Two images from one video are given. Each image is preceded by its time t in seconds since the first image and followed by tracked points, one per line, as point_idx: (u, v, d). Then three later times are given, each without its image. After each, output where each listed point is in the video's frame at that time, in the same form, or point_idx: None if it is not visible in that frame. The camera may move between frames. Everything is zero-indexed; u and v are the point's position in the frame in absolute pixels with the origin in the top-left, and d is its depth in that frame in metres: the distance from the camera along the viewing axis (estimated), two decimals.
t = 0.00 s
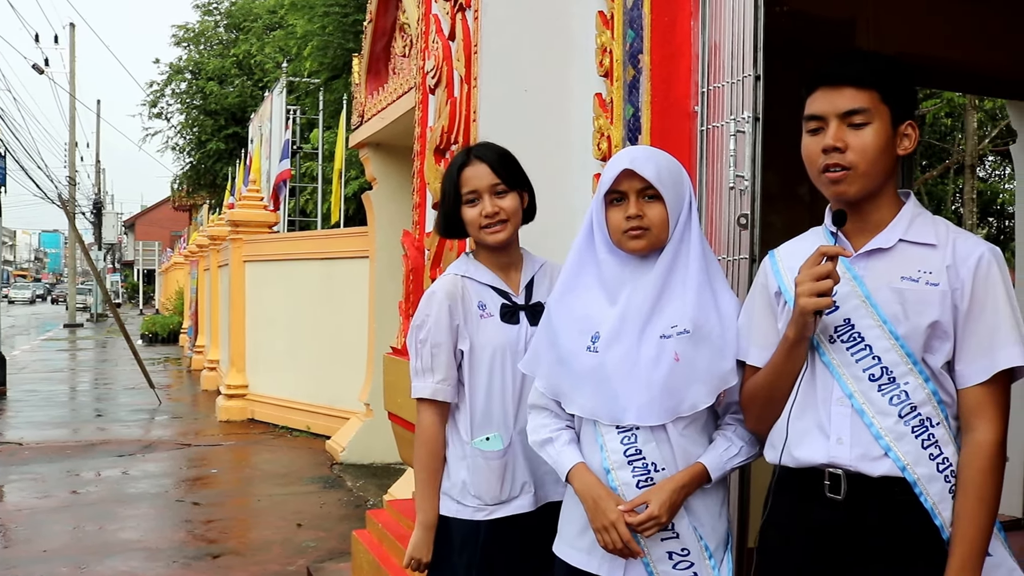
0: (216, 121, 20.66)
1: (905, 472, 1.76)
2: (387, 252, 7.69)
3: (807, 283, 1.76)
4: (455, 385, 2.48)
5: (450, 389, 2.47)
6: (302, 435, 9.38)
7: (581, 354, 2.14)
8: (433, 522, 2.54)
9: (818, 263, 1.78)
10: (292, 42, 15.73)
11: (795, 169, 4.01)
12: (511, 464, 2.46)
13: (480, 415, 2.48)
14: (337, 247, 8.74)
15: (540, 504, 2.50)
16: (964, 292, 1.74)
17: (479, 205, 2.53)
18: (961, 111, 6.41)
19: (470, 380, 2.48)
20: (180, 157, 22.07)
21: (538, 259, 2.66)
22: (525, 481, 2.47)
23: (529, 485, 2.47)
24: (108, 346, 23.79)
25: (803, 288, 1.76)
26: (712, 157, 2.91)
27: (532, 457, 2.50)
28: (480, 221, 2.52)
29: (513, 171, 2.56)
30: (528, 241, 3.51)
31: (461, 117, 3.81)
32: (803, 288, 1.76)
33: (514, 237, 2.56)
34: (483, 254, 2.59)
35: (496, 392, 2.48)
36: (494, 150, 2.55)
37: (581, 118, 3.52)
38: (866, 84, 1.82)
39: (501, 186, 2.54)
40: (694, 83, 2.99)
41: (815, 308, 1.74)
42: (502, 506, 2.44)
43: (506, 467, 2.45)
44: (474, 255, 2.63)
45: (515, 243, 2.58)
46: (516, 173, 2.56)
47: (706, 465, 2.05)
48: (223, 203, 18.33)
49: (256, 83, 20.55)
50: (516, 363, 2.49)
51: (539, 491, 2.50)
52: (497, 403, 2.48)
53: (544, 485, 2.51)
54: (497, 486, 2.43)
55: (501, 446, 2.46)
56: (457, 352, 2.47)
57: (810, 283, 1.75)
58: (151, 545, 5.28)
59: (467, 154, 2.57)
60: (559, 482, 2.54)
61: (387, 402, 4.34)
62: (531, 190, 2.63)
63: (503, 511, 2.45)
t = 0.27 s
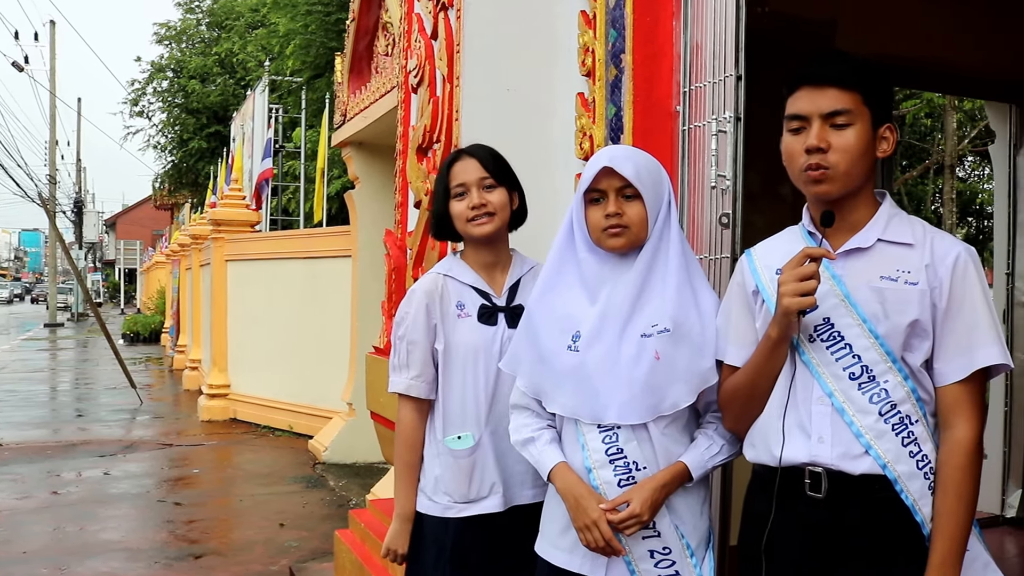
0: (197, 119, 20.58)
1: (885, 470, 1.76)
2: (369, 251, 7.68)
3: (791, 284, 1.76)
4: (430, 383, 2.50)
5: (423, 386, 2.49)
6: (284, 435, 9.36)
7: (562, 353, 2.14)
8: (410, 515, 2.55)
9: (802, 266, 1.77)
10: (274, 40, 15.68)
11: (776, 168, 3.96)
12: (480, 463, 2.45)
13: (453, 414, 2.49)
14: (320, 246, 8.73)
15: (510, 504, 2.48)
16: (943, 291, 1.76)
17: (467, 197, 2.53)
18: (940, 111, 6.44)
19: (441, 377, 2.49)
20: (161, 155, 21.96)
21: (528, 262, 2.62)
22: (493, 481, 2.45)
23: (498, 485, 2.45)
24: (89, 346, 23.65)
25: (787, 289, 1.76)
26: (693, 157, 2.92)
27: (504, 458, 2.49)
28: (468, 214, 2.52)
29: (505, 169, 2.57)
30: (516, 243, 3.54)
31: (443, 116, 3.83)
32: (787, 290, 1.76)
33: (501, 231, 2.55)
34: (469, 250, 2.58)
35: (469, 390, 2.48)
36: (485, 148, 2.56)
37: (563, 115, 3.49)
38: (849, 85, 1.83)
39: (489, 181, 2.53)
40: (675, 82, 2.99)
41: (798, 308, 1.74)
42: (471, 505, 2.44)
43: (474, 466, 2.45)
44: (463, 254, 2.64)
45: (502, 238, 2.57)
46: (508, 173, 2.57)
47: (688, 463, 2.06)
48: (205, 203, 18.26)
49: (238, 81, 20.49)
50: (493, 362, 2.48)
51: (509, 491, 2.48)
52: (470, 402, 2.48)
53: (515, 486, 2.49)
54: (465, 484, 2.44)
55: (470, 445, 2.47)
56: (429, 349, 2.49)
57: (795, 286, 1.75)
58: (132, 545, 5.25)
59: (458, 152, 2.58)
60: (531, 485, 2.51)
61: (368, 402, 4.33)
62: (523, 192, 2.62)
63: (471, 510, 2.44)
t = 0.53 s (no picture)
0: (177, 118, 20.46)
1: (863, 468, 1.78)
2: (350, 250, 7.65)
3: (773, 286, 1.76)
4: (399, 380, 2.56)
5: (393, 383, 2.55)
6: (264, 434, 9.32)
7: (541, 353, 2.15)
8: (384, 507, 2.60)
9: (783, 265, 1.78)
10: (254, 39, 15.62)
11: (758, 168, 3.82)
12: (435, 462, 2.47)
13: (414, 413, 2.52)
14: (300, 246, 8.70)
15: (466, 505, 2.46)
16: (920, 290, 1.78)
17: (454, 195, 2.52)
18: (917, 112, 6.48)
19: (408, 376, 2.52)
20: (139, 154, 21.83)
21: (511, 267, 2.59)
22: (446, 482, 2.45)
23: (451, 486, 2.45)
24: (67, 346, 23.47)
25: (768, 289, 1.76)
26: (672, 156, 2.93)
27: (461, 458, 2.47)
28: (453, 212, 2.51)
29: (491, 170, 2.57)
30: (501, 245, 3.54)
31: (424, 116, 3.84)
32: (770, 290, 1.76)
33: (484, 231, 2.54)
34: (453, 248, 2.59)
35: (431, 391, 2.49)
36: (473, 151, 2.57)
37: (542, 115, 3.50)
38: (829, 87, 1.82)
39: (476, 180, 2.53)
40: (655, 83, 3.00)
41: (779, 308, 1.74)
42: (426, 503, 2.46)
43: (430, 464, 2.47)
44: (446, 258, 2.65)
45: (484, 239, 2.56)
46: (497, 176, 2.57)
47: (666, 462, 2.07)
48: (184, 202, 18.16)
49: (217, 80, 20.40)
50: (454, 365, 2.47)
51: (464, 493, 2.46)
52: (431, 403, 2.49)
53: (470, 488, 2.46)
54: (421, 481, 2.47)
55: (427, 443, 2.49)
56: (398, 348, 2.54)
57: (778, 287, 1.75)
58: (111, 546, 5.22)
59: (446, 153, 2.59)
60: (488, 487, 2.47)
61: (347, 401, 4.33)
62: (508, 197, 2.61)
63: (426, 508, 2.46)
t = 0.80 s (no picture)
0: (154, 116, 20.34)
1: (838, 466, 1.79)
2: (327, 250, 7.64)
3: (749, 286, 1.76)
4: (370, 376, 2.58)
5: (365, 379, 2.58)
6: (241, 434, 9.28)
7: (518, 353, 2.15)
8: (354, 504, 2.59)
9: (757, 264, 1.79)
10: (231, 37, 15.56)
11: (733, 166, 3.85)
12: (406, 457, 2.46)
13: (384, 408, 2.51)
14: (278, 245, 8.68)
15: (438, 500, 2.46)
16: (893, 289, 1.79)
17: (430, 201, 2.52)
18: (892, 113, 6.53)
19: (378, 371, 2.52)
20: (116, 153, 21.71)
21: (481, 266, 2.59)
22: (417, 477, 2.44)
23: (422, 481, 2.44)
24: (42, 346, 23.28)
25: (745, 290, 1.76)
26: (648, 156, 2.93)
27: (430, 454, 2.47)
28: (429, 218, 2.51)
29: (464, 171, 2.55)
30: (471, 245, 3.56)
31: (401, 114, 3.85)
32: (746, 291, 1.76)
33: (458, 238, 2.55)
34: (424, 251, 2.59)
35: (401, 387, 2.48)
36: (447, 151, 2.55)
37: (519, 115, 3.51)
38: (807, 87, 1.83)
39: (452, 185, 2.52)
40: (632, 82, 3.00)
41: (757, 308, 1.75)
42: (397, 498, 2.46)
43: (401, 460, 2.46)
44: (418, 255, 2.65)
45: (457, 244, 2.57)
46: (470, 178, 2.57)
47: (642, 462, 2.07)
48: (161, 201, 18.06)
49: (195, 79, 20.31)
50: (424, 361, 2.46)
51: (436, 487, 2.46)
52: (401, 400, 2.49)
53: (442, 482, 2.46)
54: (391, 477, 2.46)
55: (399, 437, 2.48)
56: (369, 343, 2.55)
57: (754, 286, 1.75)
58: (86, 547, 5.19)
59: (421, 153, 2.57)
60: (458, 482, 2.47)
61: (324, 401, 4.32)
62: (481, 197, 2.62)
63: (397, 503, 2.46)
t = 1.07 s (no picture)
0: (128, 115, 20.21)
1: (810, 465, 1.80)
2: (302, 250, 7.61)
3: (722, 285, 1.76)
4: (351, 372, 2.47)
5: (345, 375, 2.47)
6: (217, 434, 9.23)
7: (494, 353, 2.15)
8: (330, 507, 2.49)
9: (728, 263, 1.79)
10: (206, 36, 15.48)
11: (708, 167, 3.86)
12: (403, 454, 2.43)
13: (374, 405, 2.46)
14: (253, 244, 8.65)
15: (431, 494, 2.47)
16: (864, 289, 1.80)
17: (399, 198, 2.49)
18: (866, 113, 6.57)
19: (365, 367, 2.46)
20: (90, 151, 21.56)
21: (455, 260, 2.61)
22: (415, 472, 2.42)
23: (420, 476, 2.43)
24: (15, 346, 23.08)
25: (717, 289, 1.77)
26: (623, 155, 2.94)
27: (425, 449, 2.47)
28: (400, 215, 2.48)
29: (433, 167, 2.53)
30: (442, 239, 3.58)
31: (375, 114, 3.90)
32: (718, 290, 1.76)
33: (429, 233, 2.53)
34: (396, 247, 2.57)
35: (391, 385, 2.45)
36: (417, 147, 2.53)
37: (492, 116, 3.47)
38: (774, 88, 1.84)
39: (422, 181, 2.51)
40: (607, 82, 3.01)
41: (730, 307, 1.75)
42: (392, 495, 2.42)
43: (397, 457, 2.42)
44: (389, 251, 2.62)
45: (429, 239, 2.55)
46: (439, 170, 2.54)
47: (619, 461, 2.07)
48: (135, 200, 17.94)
49: (169, 77, 20.18)
50: (415, 356, 2.45)
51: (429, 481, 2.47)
52: (392, 396, 2.45)
53: (434, 476, 2.48)
54: (387, 475, 2.42)
55: (393, 435, 2.44)
56: (351, 339, 2.47)
57: (727, 287, 1.76)
58: (60, 549, 5.15)
59: (390, 148, 2.53)
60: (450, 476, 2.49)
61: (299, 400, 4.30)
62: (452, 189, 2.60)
63: (392, 500, 2.43)
